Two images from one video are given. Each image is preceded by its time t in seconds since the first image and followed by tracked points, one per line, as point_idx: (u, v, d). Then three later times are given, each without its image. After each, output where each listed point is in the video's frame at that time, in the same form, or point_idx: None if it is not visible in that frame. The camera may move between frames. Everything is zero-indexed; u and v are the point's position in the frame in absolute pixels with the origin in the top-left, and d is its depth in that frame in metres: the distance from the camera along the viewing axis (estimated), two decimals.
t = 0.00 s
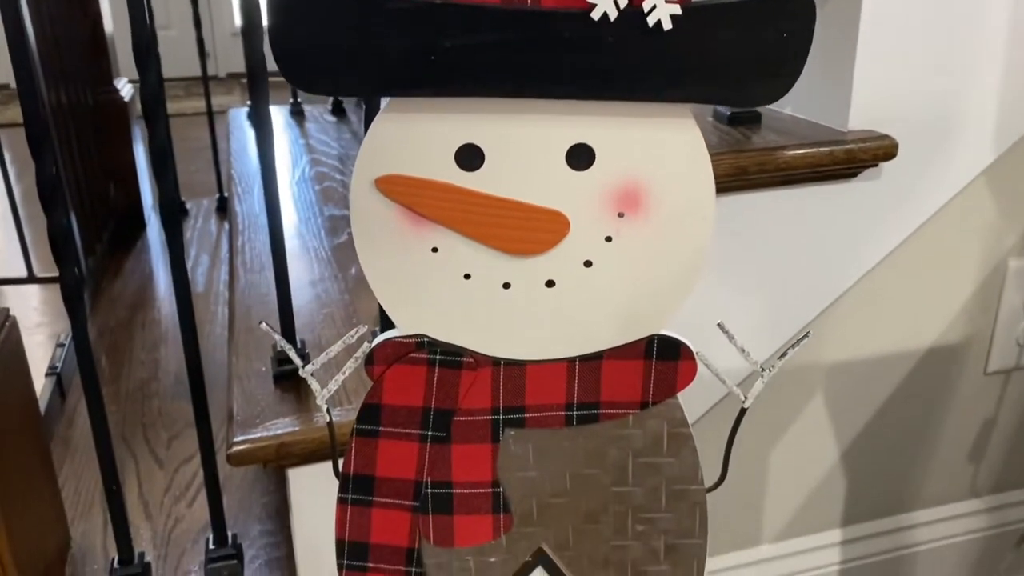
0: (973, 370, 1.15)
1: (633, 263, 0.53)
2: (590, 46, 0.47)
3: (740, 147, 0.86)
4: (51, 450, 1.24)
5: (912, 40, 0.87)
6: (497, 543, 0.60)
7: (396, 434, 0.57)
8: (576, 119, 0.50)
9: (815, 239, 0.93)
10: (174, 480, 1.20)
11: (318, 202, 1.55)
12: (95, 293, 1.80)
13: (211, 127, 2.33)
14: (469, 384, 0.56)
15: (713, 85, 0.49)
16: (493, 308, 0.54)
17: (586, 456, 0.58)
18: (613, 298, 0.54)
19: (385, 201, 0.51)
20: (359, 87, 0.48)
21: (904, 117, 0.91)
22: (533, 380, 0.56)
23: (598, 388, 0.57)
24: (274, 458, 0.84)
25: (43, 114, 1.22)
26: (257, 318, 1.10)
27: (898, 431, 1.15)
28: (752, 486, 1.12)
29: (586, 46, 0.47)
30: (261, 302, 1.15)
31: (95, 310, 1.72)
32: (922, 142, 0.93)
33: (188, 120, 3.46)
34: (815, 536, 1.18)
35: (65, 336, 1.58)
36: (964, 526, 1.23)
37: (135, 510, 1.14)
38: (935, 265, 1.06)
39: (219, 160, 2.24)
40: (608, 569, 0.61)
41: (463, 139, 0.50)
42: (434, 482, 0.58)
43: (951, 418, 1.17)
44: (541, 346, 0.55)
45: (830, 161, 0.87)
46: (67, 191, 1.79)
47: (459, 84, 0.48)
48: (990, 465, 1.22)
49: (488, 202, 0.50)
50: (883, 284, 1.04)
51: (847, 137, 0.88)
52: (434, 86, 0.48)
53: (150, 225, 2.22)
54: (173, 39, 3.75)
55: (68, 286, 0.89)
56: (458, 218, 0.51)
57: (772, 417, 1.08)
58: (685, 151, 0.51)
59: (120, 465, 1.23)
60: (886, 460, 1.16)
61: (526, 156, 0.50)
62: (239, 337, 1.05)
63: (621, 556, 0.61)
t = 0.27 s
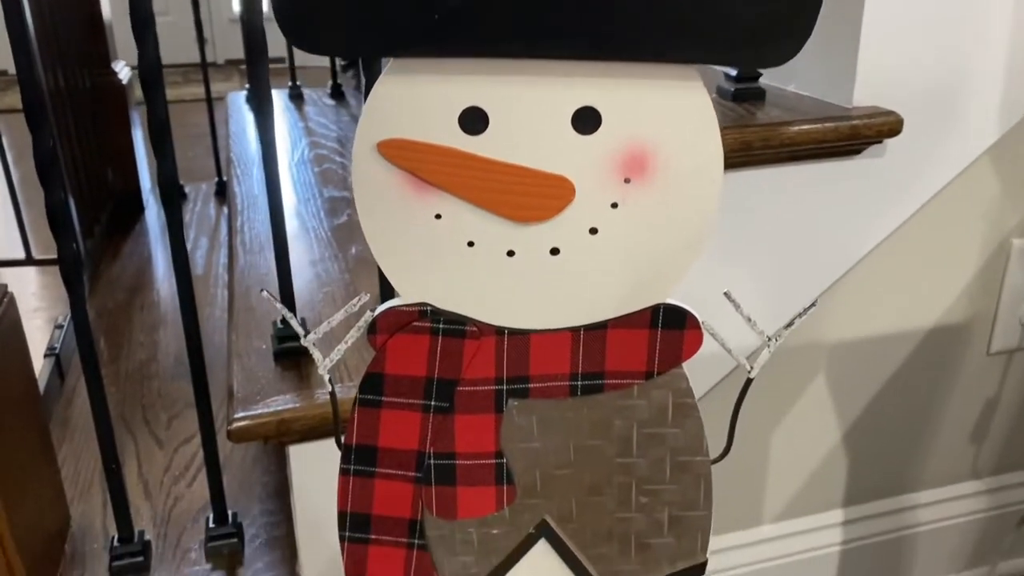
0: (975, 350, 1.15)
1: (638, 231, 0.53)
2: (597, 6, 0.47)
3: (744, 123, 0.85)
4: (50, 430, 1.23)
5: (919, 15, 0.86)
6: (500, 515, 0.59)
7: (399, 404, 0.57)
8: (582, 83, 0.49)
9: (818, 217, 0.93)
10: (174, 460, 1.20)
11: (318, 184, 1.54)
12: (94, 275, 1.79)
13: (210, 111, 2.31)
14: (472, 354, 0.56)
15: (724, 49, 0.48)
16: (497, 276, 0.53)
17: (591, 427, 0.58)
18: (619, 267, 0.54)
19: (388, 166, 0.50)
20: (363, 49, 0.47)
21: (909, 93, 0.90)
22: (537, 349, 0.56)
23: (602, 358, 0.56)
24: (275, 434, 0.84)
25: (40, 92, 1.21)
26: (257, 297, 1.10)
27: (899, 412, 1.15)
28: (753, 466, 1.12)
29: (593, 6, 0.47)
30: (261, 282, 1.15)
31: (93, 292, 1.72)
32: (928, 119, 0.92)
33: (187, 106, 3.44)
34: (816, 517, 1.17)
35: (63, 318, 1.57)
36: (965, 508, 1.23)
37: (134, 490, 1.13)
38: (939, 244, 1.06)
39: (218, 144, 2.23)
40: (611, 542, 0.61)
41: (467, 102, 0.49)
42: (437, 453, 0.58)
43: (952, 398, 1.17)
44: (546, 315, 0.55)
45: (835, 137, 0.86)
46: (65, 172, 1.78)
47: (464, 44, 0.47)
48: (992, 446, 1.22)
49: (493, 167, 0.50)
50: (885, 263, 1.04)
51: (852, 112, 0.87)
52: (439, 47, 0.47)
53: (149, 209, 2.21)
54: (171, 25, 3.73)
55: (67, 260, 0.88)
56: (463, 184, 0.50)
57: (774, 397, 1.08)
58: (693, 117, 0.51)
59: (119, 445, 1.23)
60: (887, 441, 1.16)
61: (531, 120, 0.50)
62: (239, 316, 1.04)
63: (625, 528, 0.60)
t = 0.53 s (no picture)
0: (977, 336, 1.14)
1: (641, 210, 0.52)
2: None
3: (746, 106, 0.84)
4: (48, 416, 1.23)
5: None
6: (501, 498, 0.59)
7: (400, 385, 0.56)
8: (584, 59, 0.49)
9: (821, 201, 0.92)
10: (173, 446, 1.19)
11: (316, 170, 1.53)
12: (92, 262, 1.78)
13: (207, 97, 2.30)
14: (473, 335, 0.55)
15: (727, 23, 0.48)
16: (498, 255, 0.53)
17: (592, 409, 0.57)
18: (622, 246, 0.53)
19: (388, 143, 0.50)
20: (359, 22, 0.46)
21: (913, 76, 0.89)
22: (538, 330, 0.55)
23: (605, 339, 0.56)
24: (273, 419, 0.83)
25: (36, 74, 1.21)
26: (255, 282, 1.09)
27: (900, 398, 1.15)
28: (754, 452, 1.11)
29: None
30: (259, 266, 1.14)
31: (91, 279, 1.71)
32: (932, 103, 0.91)
33: (185, 94, 3.43)
34: (817, 503, 1.17)
35: (61, 304, 1.56)
36: (965, 494, 1.23)
37: (133, 476, 1.13)
38: (941, 230, 1.05)
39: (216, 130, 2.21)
40: (613, 524, 0.60)
41: (469, 78, 0.49)
42: (438, 435, 0.57)
43: (953, 384, 1.17)
44: (547, 296, 0.54)
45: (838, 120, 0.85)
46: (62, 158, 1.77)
47: (465, 18, 0.46)
48: (993, 432, 1.22)
49: (495, 144, 0.49)
50: (887, 248, 1.03)
51: (855, 95, 0.86)
52: (439, 22, 0.46)
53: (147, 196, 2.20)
54: (169, 12, 3.71)
55: (63, 242, 0.88)
56: (464, 161, 0.49)
57: (776, 383, 1.08)
58: (696, 94, 0.50)
59: (118, 430, 1.22)
60: (888, 427, 1.16)
61: (533, 98, 0.49)
62: (237, 300, 1.04)
63: (626, 511, 0.60)
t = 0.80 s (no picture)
0: (977, 320, 1.14)
1: (642, 184, 0.52)
2: None
3: (748, 85, 0.83)
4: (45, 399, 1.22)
5: None
6: (501, 476, 0.59)
7: (398, 363, 0.55)
8: (586, 30, 0.48)
9: (822, 183, 0.91)
10: (171, 430, 1.19)
11: (314, 154, 1.52)
12: (89, 247, 1.77)
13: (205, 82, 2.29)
14: (472, 313, 0.54)
15: None
16: (498, 231, 0.52)
17: (593, 386, 0.57)
18: (623, 221, 0.53)
19: (387, 115, 0.49)
20: None
21: (916, 57, 0.88)
22: (538, 307, 0.55)
23: (605, 316, 0.55)
24: (272, 400, 0.83)
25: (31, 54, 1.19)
26: (253, 264, 1.09)
27: (899, 382, 1.14)
28: (754, 436, 1.11)
29: None
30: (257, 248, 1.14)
31: (89, 264, 1.70)
32: (935, 84, 0.90)
33: (182, 81, 3.41)
34: (817, 487, 1.17)
35: (58, 288, 1.55)
36: (964, 479, 1.23)
37: (131, 459, 1.12)
38: (942, 213, 1.04)
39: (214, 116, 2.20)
40: (613, 503, 0.60)
41: (468, 49, 0.48)
42: (437, 413, 0.57)
43: (954, 369, 1.16)
44: (548, 273, 0.54)
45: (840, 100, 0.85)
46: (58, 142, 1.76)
47: None
48: (993, 417, 1.22)
49: (495, 116, 0.48)
50: (888, 231, 1.03)
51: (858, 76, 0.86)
52: None
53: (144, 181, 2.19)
54: None
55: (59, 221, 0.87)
56: (464, 133, 0.49)
57: (776, 366, 1.07)
58: (698, 66, 0.50)
59: (116, 414, 1.22)
60: (888, 412, 1.16)
61: (534, 70, 0.48)
62: (235, 283, 1.03)
63: (625, 490, 0.60)
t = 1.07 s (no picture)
0: (982, 303, 1.13)
1: (651, 154, 0.51)
2: None
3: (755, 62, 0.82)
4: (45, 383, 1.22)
5: None
6: (507, 454, 0.59)
7: (404, 338, 0.55)
8: None
9: (829, 162, 0.90)
10: (171, 413, 1.18)
11: (314, 137, 1.51)
12: (88, 231, 1.76)
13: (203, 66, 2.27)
14: (479, 287, 0.53)
15: None
16: (506, 202, 0.51)
17: (600, 362, 0.56)
18: (632, 193, 0.52)
19: (392, 84, 0.48)
20: None
21: (924, 34, 0.87)
22: (546, 281, 0.54)
23: (614, 291, 0.55)
24: (273, 379, 0.82)
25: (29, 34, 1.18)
26: (253, 246, 1.08)
27: (904, 365, 1.14)
28: (758, 419, 1.11)
29: None
30: (258, 229, 1.13)
31: (88, 248, 1.69)
32: (943, 62, 0.89)
33: (181, 67, 3.39)
34: (821, 471, 1.17)
35: (57, 272, 1.54)
36: (968, 462, 1.23)
37: (132, 442, 1.12)
38: (949, 194, 1.03)
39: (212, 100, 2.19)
40: (620, 481, 0.60)
41: (475, 15, 0.47)
42: (443, 389, 0.56)
43: (958, 351, 1.16)
44: (555, 246, 0.53)
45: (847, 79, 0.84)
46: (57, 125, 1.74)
47: None
48: (997, 400, 1.21)
49: (502, 84, 0.48)
50: (895, 212, 1.02)
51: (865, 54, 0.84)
52: None
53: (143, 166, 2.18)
54: None
55: (58, 200, 0.86)
56: (471, 102, 0.48)
57: (781, 348, 1.07)
58: (710, 32, 0.49)
59: (116, 398, 1.21)
60: (892, 395, 1.15)
61: (541, 37, 0.48)
62: (235, 264, 1.02)
63: (632, 469, 0.60)
